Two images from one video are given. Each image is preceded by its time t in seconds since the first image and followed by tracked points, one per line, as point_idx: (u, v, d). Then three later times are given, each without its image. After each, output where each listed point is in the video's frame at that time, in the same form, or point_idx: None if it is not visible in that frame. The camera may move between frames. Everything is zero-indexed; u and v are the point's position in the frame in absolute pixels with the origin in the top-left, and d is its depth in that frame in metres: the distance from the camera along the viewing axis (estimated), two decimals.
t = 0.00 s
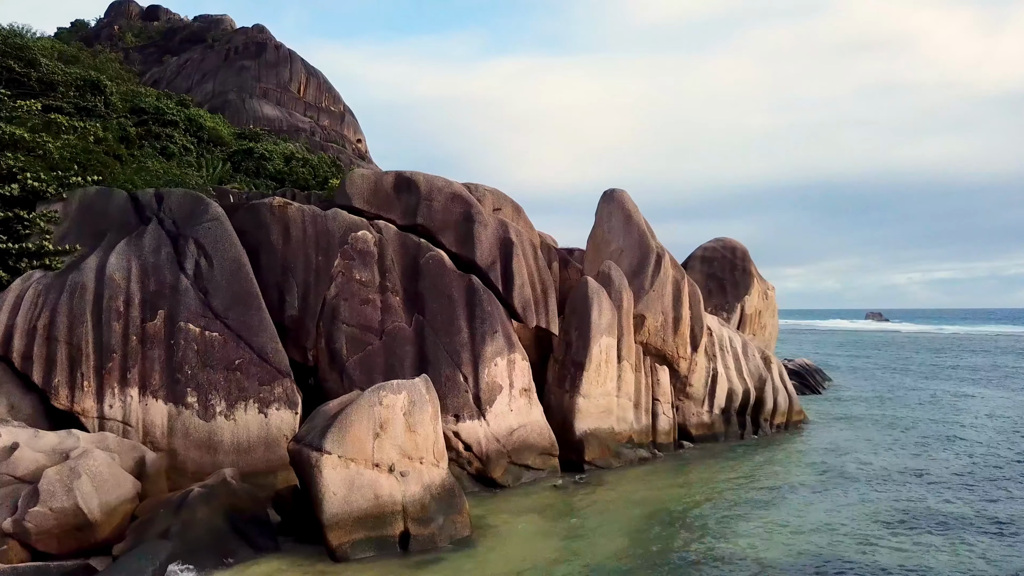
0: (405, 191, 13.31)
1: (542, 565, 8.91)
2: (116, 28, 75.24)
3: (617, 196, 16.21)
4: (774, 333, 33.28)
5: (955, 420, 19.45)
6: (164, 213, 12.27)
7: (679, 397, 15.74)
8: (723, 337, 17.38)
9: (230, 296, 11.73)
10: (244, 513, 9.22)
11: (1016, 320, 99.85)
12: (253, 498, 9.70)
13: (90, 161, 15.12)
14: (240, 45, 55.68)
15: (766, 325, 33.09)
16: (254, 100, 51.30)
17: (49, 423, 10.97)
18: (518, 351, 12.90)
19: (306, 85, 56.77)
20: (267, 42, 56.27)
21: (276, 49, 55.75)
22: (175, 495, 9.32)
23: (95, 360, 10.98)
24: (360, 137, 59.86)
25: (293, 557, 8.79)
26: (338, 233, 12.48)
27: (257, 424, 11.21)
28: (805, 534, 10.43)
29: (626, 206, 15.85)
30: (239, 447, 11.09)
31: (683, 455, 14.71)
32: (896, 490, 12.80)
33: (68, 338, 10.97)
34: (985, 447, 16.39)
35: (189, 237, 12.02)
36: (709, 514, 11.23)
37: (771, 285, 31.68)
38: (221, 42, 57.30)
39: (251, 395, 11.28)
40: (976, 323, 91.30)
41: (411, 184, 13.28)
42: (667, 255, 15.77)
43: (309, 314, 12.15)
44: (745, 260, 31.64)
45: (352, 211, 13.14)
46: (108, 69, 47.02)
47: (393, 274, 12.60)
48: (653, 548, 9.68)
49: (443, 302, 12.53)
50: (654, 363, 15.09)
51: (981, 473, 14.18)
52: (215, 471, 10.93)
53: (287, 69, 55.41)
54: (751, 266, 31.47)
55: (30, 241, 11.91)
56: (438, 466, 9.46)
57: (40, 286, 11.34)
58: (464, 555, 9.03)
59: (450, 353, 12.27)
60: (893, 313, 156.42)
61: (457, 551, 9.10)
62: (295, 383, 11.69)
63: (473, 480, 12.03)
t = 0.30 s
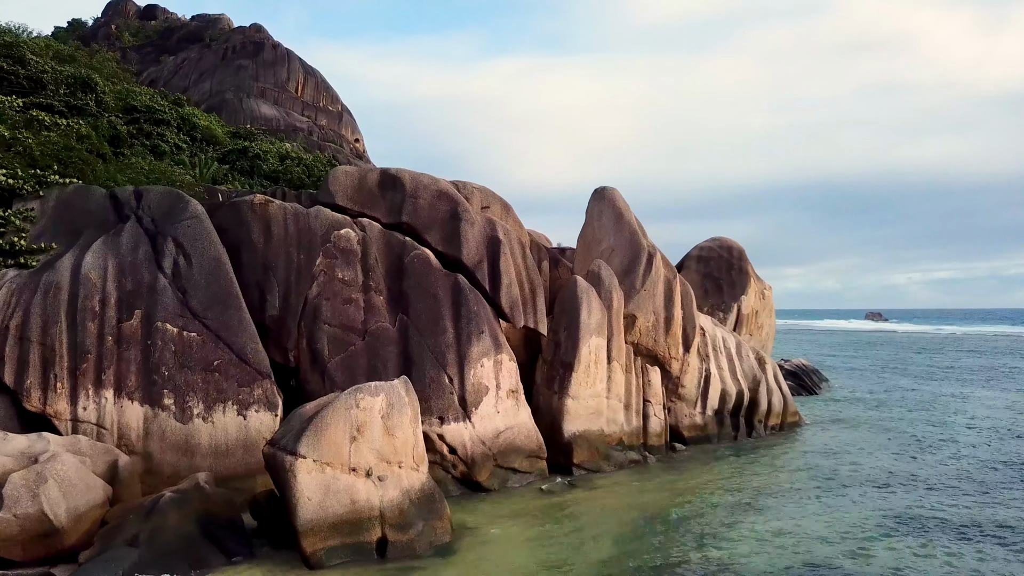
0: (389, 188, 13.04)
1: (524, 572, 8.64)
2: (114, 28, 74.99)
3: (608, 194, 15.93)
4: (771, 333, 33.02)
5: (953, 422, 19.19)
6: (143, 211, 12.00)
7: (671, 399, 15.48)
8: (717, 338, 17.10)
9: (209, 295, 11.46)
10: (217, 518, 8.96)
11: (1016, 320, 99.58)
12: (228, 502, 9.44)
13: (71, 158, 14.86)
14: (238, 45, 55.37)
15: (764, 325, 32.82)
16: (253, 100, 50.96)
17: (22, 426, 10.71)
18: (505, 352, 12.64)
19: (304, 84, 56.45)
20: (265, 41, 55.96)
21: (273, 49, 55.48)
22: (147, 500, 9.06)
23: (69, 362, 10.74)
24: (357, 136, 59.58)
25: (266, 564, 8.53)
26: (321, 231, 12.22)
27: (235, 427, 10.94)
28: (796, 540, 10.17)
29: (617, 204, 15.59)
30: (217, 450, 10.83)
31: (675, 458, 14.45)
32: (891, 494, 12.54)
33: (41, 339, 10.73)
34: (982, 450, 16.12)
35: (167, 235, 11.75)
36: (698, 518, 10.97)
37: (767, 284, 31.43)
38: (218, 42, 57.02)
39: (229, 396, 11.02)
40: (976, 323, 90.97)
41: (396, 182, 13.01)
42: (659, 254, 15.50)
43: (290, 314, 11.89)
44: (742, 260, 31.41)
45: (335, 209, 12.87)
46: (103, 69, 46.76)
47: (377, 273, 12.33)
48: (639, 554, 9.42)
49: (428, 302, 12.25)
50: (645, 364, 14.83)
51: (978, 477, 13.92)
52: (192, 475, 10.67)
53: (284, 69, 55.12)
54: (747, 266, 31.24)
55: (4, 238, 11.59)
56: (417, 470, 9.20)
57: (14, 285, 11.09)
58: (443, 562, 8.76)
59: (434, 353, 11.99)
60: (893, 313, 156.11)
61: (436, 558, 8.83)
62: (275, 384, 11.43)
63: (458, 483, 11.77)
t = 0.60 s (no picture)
0: (376, 185, 12.79)
1: None
2: (112, 27, 74.71)
3: (600, 191, 15.69)
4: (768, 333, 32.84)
5: (951, 423, 18.96)
6: (123, 208, 11.73)
7: (664, 400, 15.24)
8: (712, 337, 16.86)
9: (189, 294, 11.22)
10: (193, 523, 8.72)
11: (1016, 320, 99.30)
12: (205, 506, 9.20)
13: (54, 155, 14.60)
14: (237, 44, 54.94)
15: (761, 325, 32.58)
16: (252, 100, 50.67)
17: None
18: (493, 352, 12.40)
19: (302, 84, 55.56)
20: (263, 41, 55.35)
21: (271, 48, 54.99)
22: (120, 505, 8.82)
23: (45, 362, 10.51)
24: (356, 136, 59.26)
25: (242, 571, 8.30)
26: (305, 229, 11.98)
27: (215, 429, 10.70)
28: (788, 546, 9.94)
29: (609, 202, 15.33)
30: (196, 452, 10.59)
31: (667, 460, 14.21)
32: (887, 498, 12.30)
33: (16, 339, 10.49)
34: (981, 453, 15.87)
35: (147, 234, 11.50)
36: (689, 523, 10.73)
37: (765, 284, 31.19)
38: (216, 41, 56.72)
39: (209, 397, 10.78)
40: (975, 322, 90.79)
41: (382, 179, 12.76)
42: (652, 252, 15.25)
43: (273, 313, 11.66)
44: (739, 259, 31.16)
45: (320, 207, 12.63)
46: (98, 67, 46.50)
47: (362, 271, 12.08)
48: (626, 560, 9.18)
49: (414, 301, 12.00)
50: (637, 364, 14.59)
51: (976, 480, 13.67)
52: (171, 478, 10.44)
53: (282, 68, 54.64)
54: (744, 265, 31.01)
55: None
56: (398, 474, 8.96)
57: None
58: (424, 569, 8.51)
59: (420, 354, 11.74)
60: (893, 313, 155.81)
61: (418, 564, 8.58)
62: (257, 385, 11.19)
63: (444, 486, 11.53)
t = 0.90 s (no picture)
0: (360, 183, 12.52)
1: None
2: (109, 27, 74.41)
3: (591, 189, 15.41)
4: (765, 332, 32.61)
5: (949, 426, 18.69)
6: (101, 206, 11.41)
7: (656, 401, 14.96)
8: (705, 338, 16.58)
9: (167, 294, 10.95)
10: (164, 530, 8.46)
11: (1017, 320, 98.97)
12: (178, 512, 8.94)
13: (33, 152, 14.34)
14: (234, 43, 54.59)
15: (759, 325, 32.33)
16: (249, 100, 50.43)
17: None
18: (479, 353, 12.12)
19: (299, 84, 55.05)
20: (260, 40, 55.15)
21: (268, 47, 54.40)
22: (89, 511, 8.56)
23: (17, 364, 10.24)
24: (354, 135, 58.93)
25: None
26: (286, 227, 11.70)
27: (193, 432, 10.44)
28: (780, 554, 9.67)
29: (600, 200, 15.07)
30: (173, 456, 10.33)
31: (658, 463, 13.95)
32: (882, 504, 12.03)
33: None
34: (979, 457, 15.59)
35: (125, 232, 11.21)
36: (678, 529, 10.47)
37: (762, 284, 30.93)
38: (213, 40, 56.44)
39: (187, 400, 10.51)
40: (975, 323, 90.45)
41: (367, 176, 12.50)
42: (644, 251, 14.99)
43: (254, 313, 11.39)
44: (736, 258, 30.89)
45: (303, 205, 12.36)
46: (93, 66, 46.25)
47: (345, 270, 11.81)
48: (611, 569, 8.91)
49: (398, 301, 11.72)
50: (629, 365, 14.32)
51: (974, 485, 13.41)
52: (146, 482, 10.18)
53: (280, 67, 54.09)
54: (741, 265, 30.75)
55: None
56: (376, 479, 8.69)
57: None
58: None
59: (404, 355, 11.47)
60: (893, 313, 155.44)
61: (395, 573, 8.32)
62: (236, 387, 10.92)
63: (429, 491, 11.26)
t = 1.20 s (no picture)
0: (344, 179, 12.24)
1: None
2: (107, 25, 74.10)
3: (582, 187, 15.13)
4: (762, 332, 32.35)
5: (947, 428, 18.39)
6: (77, 204, 11.06)
7: (648, 403, 14.68)
8: (699, 338, 16.30)
9: (143, 293, 10.66)
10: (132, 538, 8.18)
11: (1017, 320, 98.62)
12: (148, 518, 8.65)
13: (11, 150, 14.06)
14: (231, 41, 54.26)
15: (756, 325, 32.07)
16: (246, 100, 50.22)
17: None
18: (465, 353, 11.84)
19: (298, 83, 55.13)
20: (257, 38, 54.85)
21: (266, 45, 54.05)
22: (55, 517, 8.29)
23: None
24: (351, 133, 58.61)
25: None
26: (267, 225, 11.42)
27: (168, 435, 10.17)
28: (769, 560, 9.41)
29: (591, 198, 14.79)
30: (147, 459, 10.05)
31: (649, 466, 13.67)
32: (877, 508, 11.76)
33: None
34: (977, 460, 15.30)
35: (100, 229, 10.89)
36: (666, 535, 10.20)
37: (759, 283, 30.67)
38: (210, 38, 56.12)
39: (163, 402, 10.23)
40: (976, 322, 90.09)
41: (350, 172, 12.22)
42: (635, 250, 14.71)
43: (233, 313, 11.12)
44: (733, 257, 30.64)
45: (285, 202, 12.08)
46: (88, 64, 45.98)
47: (327, 269, 11.53)
48: None
49: (381, 300, 11.43)
50: (620, 366, 14.04)
51: (971, 489, 13.12)
52: (120, 487, 9.90)
53: (277, 66, 53.76)
54: (738, 264, 30.49)
55: None
56: (352, 484, 8.41)
57: None
58: None
59: (387, 356, 11.18)
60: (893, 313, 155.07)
61: None
62: (214, 388, 10.64)
63: (412, 495, 10.98)
